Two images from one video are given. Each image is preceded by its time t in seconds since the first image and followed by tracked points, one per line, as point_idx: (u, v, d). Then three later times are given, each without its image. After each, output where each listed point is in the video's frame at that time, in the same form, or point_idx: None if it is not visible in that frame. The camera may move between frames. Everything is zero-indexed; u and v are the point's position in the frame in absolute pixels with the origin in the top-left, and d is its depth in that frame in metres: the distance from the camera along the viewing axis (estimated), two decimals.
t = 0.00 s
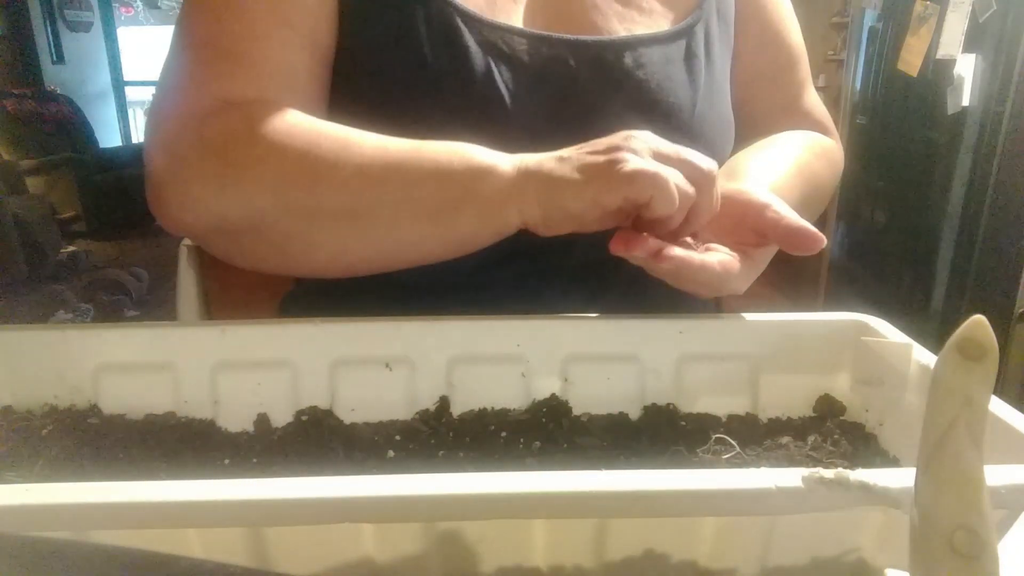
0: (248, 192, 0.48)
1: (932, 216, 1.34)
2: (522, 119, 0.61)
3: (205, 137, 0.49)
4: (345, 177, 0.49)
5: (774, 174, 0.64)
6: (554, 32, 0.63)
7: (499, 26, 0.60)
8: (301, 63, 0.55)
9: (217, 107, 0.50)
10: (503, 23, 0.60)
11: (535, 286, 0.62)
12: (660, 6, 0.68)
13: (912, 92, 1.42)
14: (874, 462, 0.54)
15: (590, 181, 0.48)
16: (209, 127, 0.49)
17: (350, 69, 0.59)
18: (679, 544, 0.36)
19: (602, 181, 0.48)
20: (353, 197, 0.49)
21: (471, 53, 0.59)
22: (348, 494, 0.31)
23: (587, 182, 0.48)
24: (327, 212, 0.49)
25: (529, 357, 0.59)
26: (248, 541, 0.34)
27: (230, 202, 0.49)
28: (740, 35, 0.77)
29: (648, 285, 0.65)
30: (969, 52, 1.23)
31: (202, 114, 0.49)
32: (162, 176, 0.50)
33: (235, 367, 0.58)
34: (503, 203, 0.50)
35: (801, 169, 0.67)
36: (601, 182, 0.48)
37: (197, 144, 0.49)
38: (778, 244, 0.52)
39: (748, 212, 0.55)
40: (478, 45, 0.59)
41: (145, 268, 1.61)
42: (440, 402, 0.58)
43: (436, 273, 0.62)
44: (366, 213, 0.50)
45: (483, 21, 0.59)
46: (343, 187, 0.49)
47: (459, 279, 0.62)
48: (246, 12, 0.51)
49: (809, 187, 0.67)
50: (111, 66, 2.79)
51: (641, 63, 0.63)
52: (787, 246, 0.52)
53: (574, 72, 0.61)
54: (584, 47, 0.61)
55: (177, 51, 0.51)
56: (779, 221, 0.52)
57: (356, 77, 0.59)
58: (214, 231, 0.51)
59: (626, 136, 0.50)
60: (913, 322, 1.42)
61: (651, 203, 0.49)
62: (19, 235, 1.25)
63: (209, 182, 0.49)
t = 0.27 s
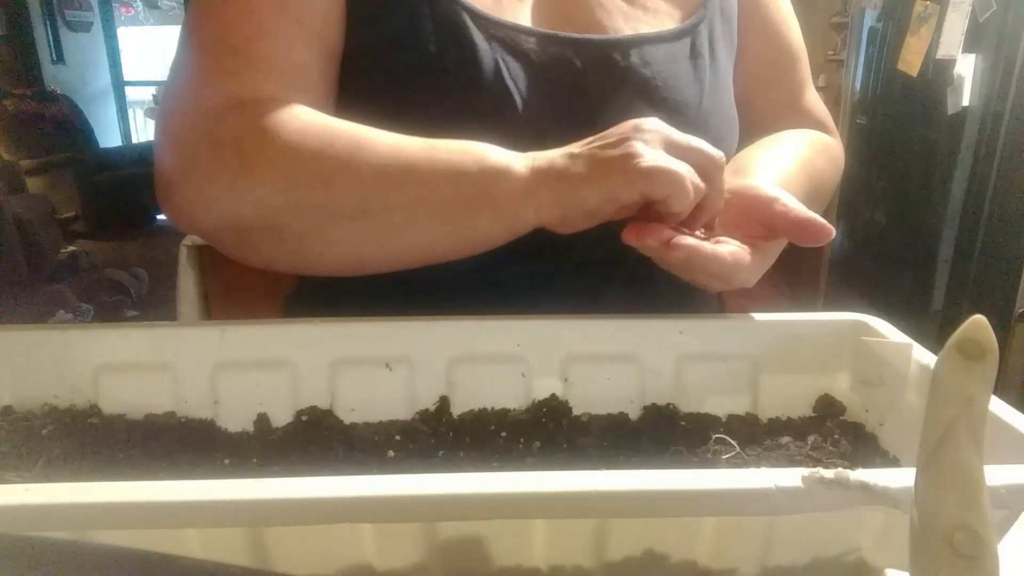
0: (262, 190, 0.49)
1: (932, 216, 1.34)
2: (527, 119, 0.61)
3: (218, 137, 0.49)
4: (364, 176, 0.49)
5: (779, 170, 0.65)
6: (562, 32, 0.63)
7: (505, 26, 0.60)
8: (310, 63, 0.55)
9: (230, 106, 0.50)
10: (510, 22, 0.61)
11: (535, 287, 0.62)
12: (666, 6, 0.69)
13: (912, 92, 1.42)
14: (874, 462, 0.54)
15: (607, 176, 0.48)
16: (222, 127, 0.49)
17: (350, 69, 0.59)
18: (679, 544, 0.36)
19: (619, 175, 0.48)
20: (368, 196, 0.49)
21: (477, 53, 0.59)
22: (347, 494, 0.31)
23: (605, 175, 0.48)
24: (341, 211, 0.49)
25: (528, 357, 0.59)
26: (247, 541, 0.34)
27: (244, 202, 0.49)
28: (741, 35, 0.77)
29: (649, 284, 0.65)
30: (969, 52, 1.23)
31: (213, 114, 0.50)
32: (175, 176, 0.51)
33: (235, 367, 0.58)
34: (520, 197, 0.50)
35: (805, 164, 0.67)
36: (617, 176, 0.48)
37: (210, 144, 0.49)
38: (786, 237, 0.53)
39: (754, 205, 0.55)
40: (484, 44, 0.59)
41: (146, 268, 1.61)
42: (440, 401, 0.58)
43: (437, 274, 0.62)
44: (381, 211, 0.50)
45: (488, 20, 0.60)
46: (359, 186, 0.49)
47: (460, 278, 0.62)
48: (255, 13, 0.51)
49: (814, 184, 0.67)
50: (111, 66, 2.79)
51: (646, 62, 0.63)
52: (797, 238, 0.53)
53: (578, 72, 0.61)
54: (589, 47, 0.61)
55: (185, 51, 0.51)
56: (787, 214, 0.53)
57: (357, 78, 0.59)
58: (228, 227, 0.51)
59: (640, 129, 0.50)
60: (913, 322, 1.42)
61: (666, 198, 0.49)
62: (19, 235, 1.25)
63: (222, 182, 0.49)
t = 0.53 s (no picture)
0: (271, 193, 0.49)
1: (932, 216, 1.34)
2: (538, 120, 0.61)
3: (224, 142, 0.49)
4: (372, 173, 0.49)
5: (788, 167, 0.64)
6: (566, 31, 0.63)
7: (520, 25, 0.60)
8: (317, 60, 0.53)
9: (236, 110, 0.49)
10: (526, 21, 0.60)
11: (536, 287, 0.62)
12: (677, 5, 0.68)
13: (912, 92, 1.42)
14: (874, 462, 0.54)
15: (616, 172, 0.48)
16: (229, 132, 0.49)
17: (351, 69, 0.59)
18: (679, 544, 0.36)
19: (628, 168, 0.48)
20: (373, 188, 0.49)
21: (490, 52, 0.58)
22: (347, 493, 0.31)
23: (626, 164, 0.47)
24: (350, 208, 0.49)
25: (529, 357, 0.59)
26: (247, 541, 0.34)
27: (254, 207, 0.49)
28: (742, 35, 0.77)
29: (650, 284, 0.65)
30: (969, 52, 1.23)
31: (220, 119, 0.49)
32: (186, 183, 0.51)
33: (235, 367, 0.58)
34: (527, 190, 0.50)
35: (814, 161, 0.67)
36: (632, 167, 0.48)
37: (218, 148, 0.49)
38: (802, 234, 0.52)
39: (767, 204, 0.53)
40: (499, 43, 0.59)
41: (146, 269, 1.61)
42: (440, 401, 0.58)
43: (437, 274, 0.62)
44: (394, 206, 0.50)
45: (503, 19, 0.59)
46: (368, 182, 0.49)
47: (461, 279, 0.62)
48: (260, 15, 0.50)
49: (824, 179, 0.67)
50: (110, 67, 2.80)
51: (660, 62, 0.62)
52: (812, 235, 0.51)
53: (590, 72, 0.61)
54: (603, 46, 0.61)
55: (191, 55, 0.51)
56: (803, 211, 0.51)
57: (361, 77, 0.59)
58: (242, 231, 0.52)
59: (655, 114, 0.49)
60: (913, 322, 1.42)
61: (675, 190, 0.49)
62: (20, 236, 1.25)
63: (232, 189, 0.49)
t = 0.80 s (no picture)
0: (203, 204, 0.45)
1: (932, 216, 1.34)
2: (553, 123, 0.57)
3: (182, 143, 0.46)
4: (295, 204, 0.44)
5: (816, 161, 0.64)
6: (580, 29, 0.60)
7: (535, 24, 0.57)
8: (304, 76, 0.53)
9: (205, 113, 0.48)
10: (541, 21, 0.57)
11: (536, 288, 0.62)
12: (698, 7, 0.66)
13: (912, 92, 1.42)
14: (874, 461, 0.54)
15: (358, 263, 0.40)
16: (190, 132, 0.47)
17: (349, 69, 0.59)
18: (678, 544, 0.36)
19: (374, 254, 0.39)
20: (284, 236, 0.43)
21: (504, 51, 0.55)
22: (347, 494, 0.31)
23: (398, 237, 0.38)
24: (258, 241, 0.45)
25: (528, 357, 0.59)
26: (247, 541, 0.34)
27: (187, 212, 0.46)
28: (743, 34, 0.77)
29: (650, 285, 0.65)
30: (969, 52, 1.23)
31: (186, 118, 0.47)
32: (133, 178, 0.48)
33: (235, 367, 0.58)
34: (340, 238, 0.42)
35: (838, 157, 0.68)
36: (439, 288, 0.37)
37: (173, 150, 0.46)
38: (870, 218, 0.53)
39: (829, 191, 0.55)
40: (512, 42, 0.56)
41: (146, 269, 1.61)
42: (440, 401, 0.58)
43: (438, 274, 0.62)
44: (297, 274, 0.44)
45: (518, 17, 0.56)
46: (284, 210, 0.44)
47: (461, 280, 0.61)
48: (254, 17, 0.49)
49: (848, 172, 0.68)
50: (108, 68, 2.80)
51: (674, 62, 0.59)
52: (880, 218, 0.52)
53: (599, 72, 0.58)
54: (618, 48, 0.58)
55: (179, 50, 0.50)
56: (866, 195, 0.52)
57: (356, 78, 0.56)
58: (167, 236, 0.48)
59: (422, 223, 0.38)
60: (913, 322, 1.42)
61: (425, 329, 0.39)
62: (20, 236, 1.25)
63: (175, 190, 0.46)
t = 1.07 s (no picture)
0: (170, 199, 0.48)
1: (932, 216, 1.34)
2: (560, 121, 0.56)
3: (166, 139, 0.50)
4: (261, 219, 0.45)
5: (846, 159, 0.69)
6: (589, 28, 0.60)
7: (547, 23, 0.58)
8: (293, 80, 0.56)
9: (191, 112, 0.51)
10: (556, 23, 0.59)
11: (536, 287, 0.62)
12: (710, 8, 0.66)
13: (912, 92, 1.42)
14: (874, 461, 0.54)
15: (349, 368, 0.35)
16: (172, 128, 0.50)
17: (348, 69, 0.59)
18: (678, 544, 0.36)
19: (354, 364, 0.35)
20: (254, 278, 0.43)
21: (515, 49, 0.56)
22: (348, 493, 0.31)
23: (391, 354, 0.36)
24: (208, 258, 0.45)
25: (528, 357, 0.59)
26: (245, 540, 0.34)
27: (152, 202, 0.49)
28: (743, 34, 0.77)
29: (651, 284, 0.65)
30: (969, 52, 1.23)
31: (173, 114, 0.51)
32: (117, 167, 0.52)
33: (235, 367, 0.58)
34: (311, 323, 0.38)
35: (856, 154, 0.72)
36: (420, 398, 0.35)
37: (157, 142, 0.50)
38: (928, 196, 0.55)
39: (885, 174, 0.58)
40: (524, 41, 0.57)
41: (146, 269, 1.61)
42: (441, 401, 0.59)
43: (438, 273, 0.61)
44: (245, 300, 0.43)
45: (530, 16, 0.57)
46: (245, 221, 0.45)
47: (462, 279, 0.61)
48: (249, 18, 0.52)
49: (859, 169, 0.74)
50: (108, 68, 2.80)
51: (679, 61, 0.60)
52: (941, 194, 0.54)
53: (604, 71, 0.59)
54: (628, 48, 0.59)
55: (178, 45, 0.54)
56: (926, 174, 0.55)
57: (364, 76, 0.57)
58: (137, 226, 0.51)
59: (436, 341, 0.37)
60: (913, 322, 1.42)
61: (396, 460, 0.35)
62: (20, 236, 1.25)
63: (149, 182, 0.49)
